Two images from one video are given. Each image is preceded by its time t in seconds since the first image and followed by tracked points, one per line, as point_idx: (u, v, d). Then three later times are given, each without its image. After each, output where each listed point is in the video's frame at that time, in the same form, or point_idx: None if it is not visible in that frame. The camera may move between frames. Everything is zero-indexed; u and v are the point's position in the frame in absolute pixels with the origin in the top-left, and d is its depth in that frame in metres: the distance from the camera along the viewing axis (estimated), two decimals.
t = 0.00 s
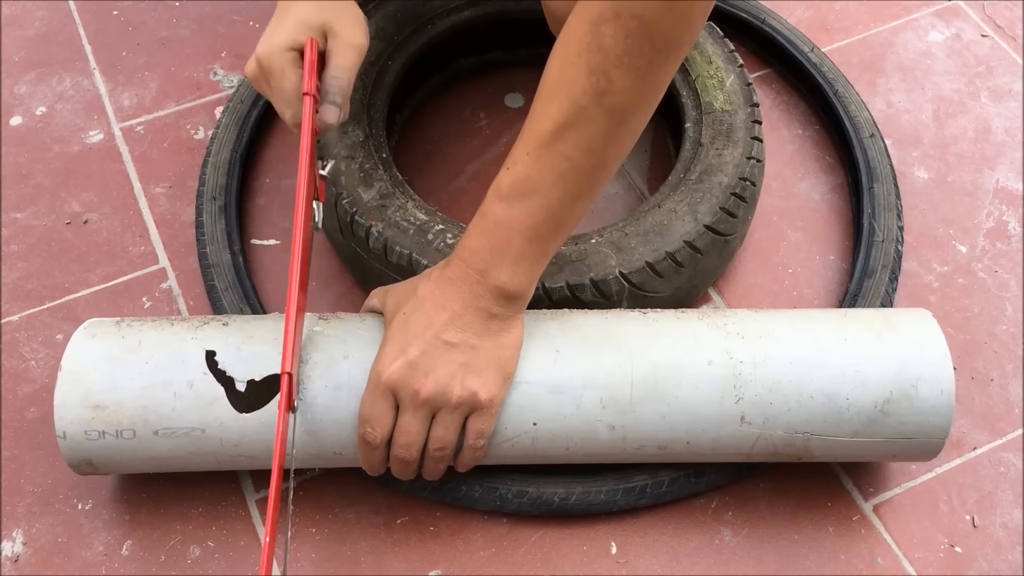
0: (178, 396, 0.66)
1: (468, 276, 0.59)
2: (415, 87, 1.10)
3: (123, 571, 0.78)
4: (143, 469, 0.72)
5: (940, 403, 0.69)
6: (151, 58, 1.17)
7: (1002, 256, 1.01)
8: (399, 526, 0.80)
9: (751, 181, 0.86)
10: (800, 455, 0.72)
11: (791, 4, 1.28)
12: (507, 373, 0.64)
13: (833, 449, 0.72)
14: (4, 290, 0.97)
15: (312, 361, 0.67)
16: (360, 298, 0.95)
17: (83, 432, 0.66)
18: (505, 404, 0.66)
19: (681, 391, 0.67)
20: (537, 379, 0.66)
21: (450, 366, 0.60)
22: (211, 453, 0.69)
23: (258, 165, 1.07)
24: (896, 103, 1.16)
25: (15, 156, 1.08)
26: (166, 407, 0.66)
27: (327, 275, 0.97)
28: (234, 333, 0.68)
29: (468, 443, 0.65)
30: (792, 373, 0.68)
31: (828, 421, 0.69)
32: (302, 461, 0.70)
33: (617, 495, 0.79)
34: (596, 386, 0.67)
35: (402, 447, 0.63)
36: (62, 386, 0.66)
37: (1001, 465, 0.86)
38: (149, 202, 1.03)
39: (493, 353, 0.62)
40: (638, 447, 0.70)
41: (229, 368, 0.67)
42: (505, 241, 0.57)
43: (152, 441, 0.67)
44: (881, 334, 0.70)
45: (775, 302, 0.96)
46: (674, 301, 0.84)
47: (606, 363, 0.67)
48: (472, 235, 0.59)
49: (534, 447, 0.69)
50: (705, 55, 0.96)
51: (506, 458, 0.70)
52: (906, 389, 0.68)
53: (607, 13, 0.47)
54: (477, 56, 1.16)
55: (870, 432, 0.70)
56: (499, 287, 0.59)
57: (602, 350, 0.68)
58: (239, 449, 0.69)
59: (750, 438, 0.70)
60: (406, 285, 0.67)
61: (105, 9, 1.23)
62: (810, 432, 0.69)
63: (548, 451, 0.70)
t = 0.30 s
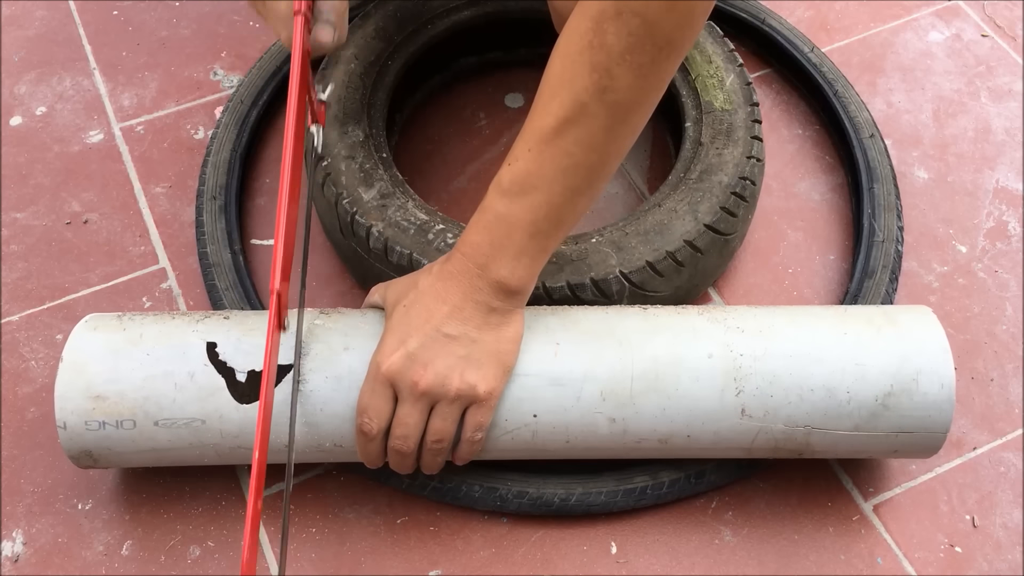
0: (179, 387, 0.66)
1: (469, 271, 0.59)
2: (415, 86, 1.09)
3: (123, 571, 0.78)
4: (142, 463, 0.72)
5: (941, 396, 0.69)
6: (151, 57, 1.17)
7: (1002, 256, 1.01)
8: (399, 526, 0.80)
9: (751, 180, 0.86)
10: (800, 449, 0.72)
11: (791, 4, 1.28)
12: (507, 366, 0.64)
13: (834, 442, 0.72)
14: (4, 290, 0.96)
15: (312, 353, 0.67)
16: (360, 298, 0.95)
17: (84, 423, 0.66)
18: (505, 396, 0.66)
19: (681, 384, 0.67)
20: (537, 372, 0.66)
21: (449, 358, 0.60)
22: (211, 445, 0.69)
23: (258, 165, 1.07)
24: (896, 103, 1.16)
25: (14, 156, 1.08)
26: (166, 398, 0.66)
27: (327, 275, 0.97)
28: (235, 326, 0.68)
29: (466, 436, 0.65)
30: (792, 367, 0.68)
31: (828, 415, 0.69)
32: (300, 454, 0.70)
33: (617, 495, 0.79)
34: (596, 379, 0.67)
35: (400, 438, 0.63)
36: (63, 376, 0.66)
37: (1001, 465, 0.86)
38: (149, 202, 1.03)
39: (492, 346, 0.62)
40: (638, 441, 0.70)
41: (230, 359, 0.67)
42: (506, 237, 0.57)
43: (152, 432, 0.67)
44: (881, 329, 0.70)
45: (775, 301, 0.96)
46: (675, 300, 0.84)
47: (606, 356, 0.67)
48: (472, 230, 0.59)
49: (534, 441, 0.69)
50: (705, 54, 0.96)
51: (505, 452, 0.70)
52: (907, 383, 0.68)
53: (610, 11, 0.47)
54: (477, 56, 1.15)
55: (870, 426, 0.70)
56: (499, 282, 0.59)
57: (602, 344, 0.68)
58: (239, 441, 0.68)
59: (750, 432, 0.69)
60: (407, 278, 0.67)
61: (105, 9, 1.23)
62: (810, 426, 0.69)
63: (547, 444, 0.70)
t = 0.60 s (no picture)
0: (179, 387, 0.66)
1: (469, 271, 0.59)
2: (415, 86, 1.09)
3: (123, 571, 0.78)
4: (142, 463, 0.72)
5: (940, 395, 0.69)
6: (151, 57, 1.17)
7: (1002, 256, 1.01)
8: (399, 526, 0.80)
9: (751, 179, 0.86)
10: (800, 448, 0.72)
11: (791, 4, 1.28)
12: (506, 365, 0.64)
13: (833, 442, 0.71)
14: (4, 290, 0.97)
15: (312, 354, 0.67)
16: (360, 298, 0.95)
17: (83, 424, 0.66)
18: (504, 396, 0.66)
19: (680, 384, 0.67)
20: (537, 372, 0.66)
21: (448, 357, 0.60)
22: (211, 445, 0.69)
23: (258, 165, 1.07)
24: (896, 103, 1.16)
25: (14, 156, 1.08)
26: (166, 398, 0.66)
27: (327, 275, 0.97)
28: (236, 326, 0.69)
29: (466, 435, 0.65)
30: (791, 366, 0.68)
31: (828, 414, 0.69)
32: (301, 454, 0.70)
33: (617, 495, 0.79)
34: (596, 378, 0.67)
35: (399, 438, 0.63)
36: (63, 377, 0.66)
37: (1001, 465, 0.86)
38: (149, 202, 1.03)
39: (492, 346, 0.62)
40: (637, 441, 0.70)
41: (230, 359, 0.67)
42: (505, 237, 0.56)
43: (152, 432, 0.67)
44: (881, 328, 0.70)
45: (775, 302, 0.96)
46: (675, 300, 0.84)
47: (605, 356, 0.67)
48: (472, 231, 0.59)
49: (533, 441, 0.69)
50: (705, 54, 0.96)
51: (505, 452, 0.70)
52: (906, 382, 0.68)
53: (610, 13, 0.47)
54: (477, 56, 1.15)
55: (870, 425, 0.70)
56: (499, 283, 0.59)
57: (602, 343, 0.68)
58: (239, 441, 0.68)
59: (749, 432, 0.70)
60: (407, 278, 0.67)
61: (105, 9, 1.23)
62: (810, 425, 0.69)
63: (547, 444, 0.70)
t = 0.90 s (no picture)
0: (179, 386, 0.66)
1: (469, 274, 0.59)
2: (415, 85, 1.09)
3: (123, 571, 0.78)
4: (141, 462, 0.72)
5: (940, 395, 0.69)
6: (150, 57, 1.17)
7: (1002, 256, 1.01)
8: (399, 526, 0.80)
9: (751, 179, 0.86)
10: (800, 449, 0.72)
11: (791, 4, 1.28)
12: (507, 368, 0.64)
13: (834, 442, 0.71)
14: (4, 290, 0.96)
15: (312, 354, 0.67)
16: (360, 297, 0.95)
17: (84, 423, 0.66)
18: (505, 398, 0.66)
19: (681, 384, 0.67)
20: (537, 372, 0.66)
21: (449, 361, 0.60)
22: (211, 444, 0.69)
23: (258, 165, 1.07)
24: (896, 103, 1.16)
25: (14, 156, 1.08)
26: (167, 397, 0.66)
27: (327, 275, 0.97)
28: (236, 326, 0.68)
29: (467, 438, 0.65)
30: (791, 367, 0.68)
31: (828, 414, 0.69)
32: (301, 454, 0.70)
33: (617, 495, 0.79)
34: (596, 378, 0.67)
35: (400, 440, 0.63)
36: (63, 376, 0.66)
37: (1001, 465, 0.86)
38: (149, 202, 1.03)
39: (493, 349, 0.62)
40: (637, 441, 0.70)
41: (230, 358, 0.67)
42: (505, 240, 0.56)
43: (153, 431, 0.67)
44: (880, 329, 0.70)
45: (774, 302, 0.96)
46: (675, 298, 0.84)
47: (606, 356, 0.67)
48: (473, 233, 0.59)
49: (533, 441, 0.69)
50: (705, 52, 0.96)
51: (506, 453, 0.70)
52: (906, 382, 0.68)
53: (609, 15, 0.47)
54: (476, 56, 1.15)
55: (870, 426, 0.70)
56: (499, 286, 0.59)
57: (602, 344, 0.68)
58: (239, 440, 0.68)
59: (750, 432, 0.69)
60: (407, 280, 0.67)
61: (105, 9, 1.23)
62: (810, 426, 0.69)
63: (547, 445, 0.70)
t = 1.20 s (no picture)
0: (179, 385, 0.66)
1: (469, 271, 0.59)
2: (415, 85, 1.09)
3: (123, 571, 0.78)
4: (141, 462, 0.72)
5: (940, 394, 0.69)
6: (150, 57, 1.17)
7: (1002, 256, 1.01)
8: (399, 526, 0.80)
9: (751, 177, 0.86)
10: (800, 448, 0.72)
11: (791, 4, 1.28)
12: (506, 367, 0.64)
13: (834, 441, 0.71)
14: (4, 290, 0.97)
15: (312, 352, 0.67)
16: (360, 297, 0.95)
17: (84, 422, 0.66)
18: (505, 396, 0.66)
19: (681, 383, 0.67)
20: (537, 371, 0.66)
21: (449, 359, 0.60)
22: (211, 443, 0.69)
23: (258, 165, 1.07)
24: (896, 103, 1.16)
25: (14, 156, 1.08)
26: (167, 397, 0.66)
27: (327, 275, 0.97)
28: (236, 325, 0.68)
29: (467, 436, 0.65)
30: (791, 365, 0.68)
31: (828, 413, 0.69)
32: (301, 454, 0.70)
33: (617, 495, 0.79)
34: (596, 377, 0.67)
35: (400, 439, 0.63)
36: (63, 376, 0.66)
37: (1001, 465, 0.86)
38: (149, 202, 1.03)
39: (492, 347, 0.62)
40: (637, 440, 0.70)
41: (230, 358, 0.67)
42: (505, 238, 0.56)
43: (152, 430, 0.67)
44: (880, 328, 0.70)
45: (775, 302, 0.95)
46: (675, 297, 0.84)
47: (606, 355, 0.67)
48: (472, 231, 0.59)
49: (534, 440, 0.69)
50: (705, 51, 0.96)
51: (505, 451, 0.70)
52: (906, 381, 0.68)
53: (609, 13, 0.46)
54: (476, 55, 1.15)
55: (869, 424, 0.70)
56: (499, 283, 0.59)
57: (602, 343, 0.68)
58: (239, 439, 0.68)
59: (749, 431, 0.69)
60: (407, 278, 0.67)
61: (105, 9, 1.23)
62: (810, 424, 0.69)
63: (547, 444, 0.70)
